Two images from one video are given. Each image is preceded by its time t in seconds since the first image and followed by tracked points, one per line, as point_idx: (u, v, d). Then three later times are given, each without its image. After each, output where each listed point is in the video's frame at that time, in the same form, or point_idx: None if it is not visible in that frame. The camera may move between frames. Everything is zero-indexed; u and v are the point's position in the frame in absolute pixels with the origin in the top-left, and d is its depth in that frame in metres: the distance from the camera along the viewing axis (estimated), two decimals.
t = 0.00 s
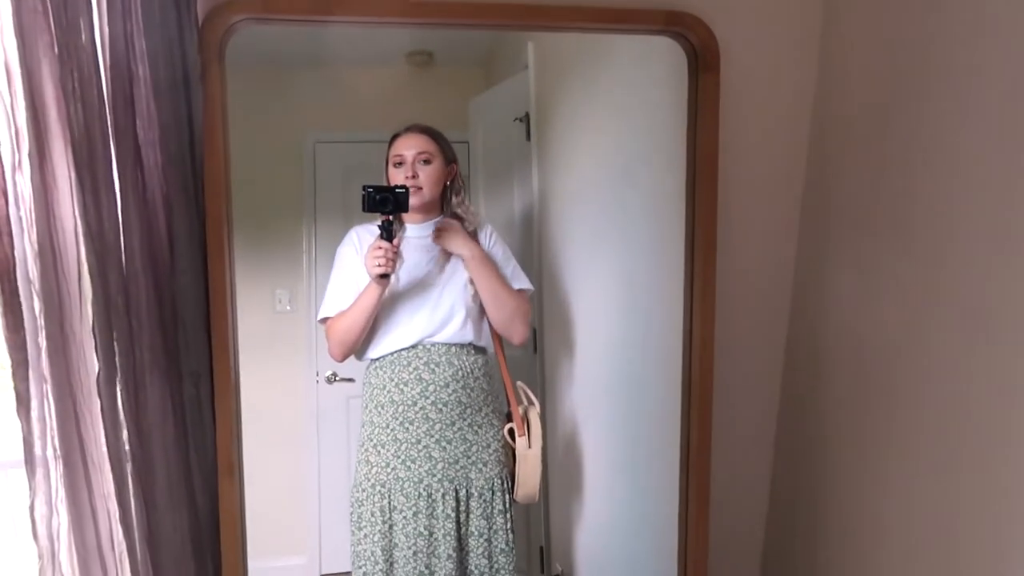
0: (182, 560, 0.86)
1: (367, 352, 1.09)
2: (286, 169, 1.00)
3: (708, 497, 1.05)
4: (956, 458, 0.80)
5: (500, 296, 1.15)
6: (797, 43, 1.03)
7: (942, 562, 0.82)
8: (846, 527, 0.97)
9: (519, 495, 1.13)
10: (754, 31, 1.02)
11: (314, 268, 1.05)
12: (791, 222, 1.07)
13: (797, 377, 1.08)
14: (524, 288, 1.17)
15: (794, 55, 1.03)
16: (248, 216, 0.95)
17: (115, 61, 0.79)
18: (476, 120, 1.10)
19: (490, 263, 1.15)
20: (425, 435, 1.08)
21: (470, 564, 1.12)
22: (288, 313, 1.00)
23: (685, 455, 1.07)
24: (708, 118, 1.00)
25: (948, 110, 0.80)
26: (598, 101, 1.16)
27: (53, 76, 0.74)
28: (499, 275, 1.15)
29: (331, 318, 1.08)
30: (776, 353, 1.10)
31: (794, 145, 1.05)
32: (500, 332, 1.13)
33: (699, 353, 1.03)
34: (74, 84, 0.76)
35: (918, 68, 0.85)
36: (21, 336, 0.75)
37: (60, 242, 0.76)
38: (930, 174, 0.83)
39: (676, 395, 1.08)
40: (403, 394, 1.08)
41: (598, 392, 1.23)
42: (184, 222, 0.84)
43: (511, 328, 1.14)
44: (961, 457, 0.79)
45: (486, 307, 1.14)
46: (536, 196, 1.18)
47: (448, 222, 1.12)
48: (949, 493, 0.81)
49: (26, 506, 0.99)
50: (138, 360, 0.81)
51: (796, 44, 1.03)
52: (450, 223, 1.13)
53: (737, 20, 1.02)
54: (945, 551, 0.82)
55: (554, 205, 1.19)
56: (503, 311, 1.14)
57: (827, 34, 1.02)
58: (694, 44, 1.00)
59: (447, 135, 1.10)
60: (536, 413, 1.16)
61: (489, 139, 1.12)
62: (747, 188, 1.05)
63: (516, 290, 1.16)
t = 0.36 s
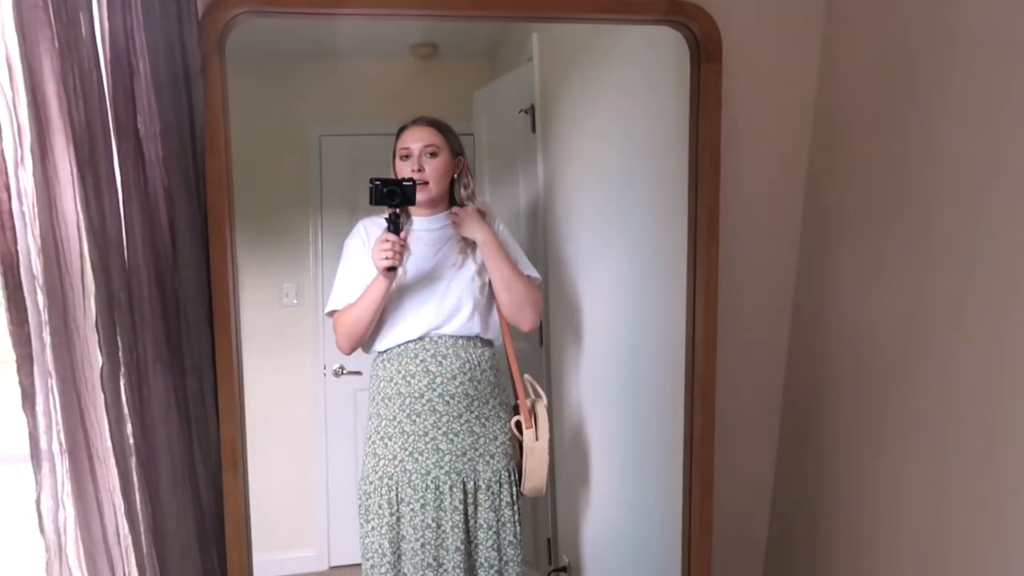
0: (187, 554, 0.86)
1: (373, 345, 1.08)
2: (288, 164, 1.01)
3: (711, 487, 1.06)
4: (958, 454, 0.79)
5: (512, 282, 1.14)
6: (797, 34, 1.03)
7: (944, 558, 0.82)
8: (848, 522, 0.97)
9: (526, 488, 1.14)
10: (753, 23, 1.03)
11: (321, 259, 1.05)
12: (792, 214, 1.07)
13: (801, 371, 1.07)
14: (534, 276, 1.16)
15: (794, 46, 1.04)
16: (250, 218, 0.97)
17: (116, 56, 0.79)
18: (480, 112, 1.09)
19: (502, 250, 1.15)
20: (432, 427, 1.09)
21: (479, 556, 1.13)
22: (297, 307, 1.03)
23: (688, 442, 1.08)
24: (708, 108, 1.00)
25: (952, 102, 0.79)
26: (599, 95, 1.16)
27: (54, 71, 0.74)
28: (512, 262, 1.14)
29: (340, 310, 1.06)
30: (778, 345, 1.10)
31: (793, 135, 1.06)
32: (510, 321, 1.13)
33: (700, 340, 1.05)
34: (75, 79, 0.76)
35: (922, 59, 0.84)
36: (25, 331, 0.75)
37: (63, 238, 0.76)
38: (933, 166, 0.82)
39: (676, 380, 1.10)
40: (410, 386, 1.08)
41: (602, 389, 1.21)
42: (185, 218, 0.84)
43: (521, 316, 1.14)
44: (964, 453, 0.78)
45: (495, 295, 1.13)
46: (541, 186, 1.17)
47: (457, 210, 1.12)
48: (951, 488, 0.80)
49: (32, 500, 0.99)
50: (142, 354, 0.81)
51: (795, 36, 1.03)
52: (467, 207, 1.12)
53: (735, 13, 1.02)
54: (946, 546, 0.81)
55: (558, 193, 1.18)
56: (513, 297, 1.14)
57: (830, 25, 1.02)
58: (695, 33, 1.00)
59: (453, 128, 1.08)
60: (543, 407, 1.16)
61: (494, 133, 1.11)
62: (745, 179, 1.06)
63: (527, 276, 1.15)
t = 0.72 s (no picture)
0: (199, 540, 0.87)
1: (383, 337, 1.08)
2: (298, 156, 1.01)
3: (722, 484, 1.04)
4: (965, 448, 0.79)
5: (523, 276, 1.15)
6: (811, 26, 1.02)
7: (950, 553, 0.81)
8: (855, 517, 0.96)
9: (536, 480, 1.14)
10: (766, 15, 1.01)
11: (330, 253, 1.05)
12: (806, 208, 1.06)
13: (812, 365, 1.06)
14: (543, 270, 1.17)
15: (808, 38, 1.02)
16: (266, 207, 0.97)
17: (128, 46, 0.80)
18: (489, 104, 1.10)
19: (512, 243, 1.16)
20: (442, 419, 1.09)
21: (489, 547, 1.13)
22: (308, 300, 1.03)
23: (701, 438, 1.06)
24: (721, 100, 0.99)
25: (965, 93, 0.78)
26: (609, 84, 1.15)
27: (66, 61, 0.75)
28: (523, 256, 1.16)
29: (348, 304, 1.07)
30: (789, 339, 1.10)
31: (807, 126, 1.05)
32: (522, 313, 1.14)
33: (712, 336, 1.03)
34: (87, 70, 0.76)
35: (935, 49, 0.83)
36: (39, 319, 0.76)
37: (76, 228, 0.77)
38: (944, 158, 0.81)
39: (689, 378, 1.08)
40: (420, 378, 1.09)
41: (610, 379, 1.22)
42: (197, 209, 0.84)
43: (534, 310, 1.15)
44: (970, 447, 0.78)
45: (506, 288, 1.14)
46: (550, 178, 1.18)
47: (465, 202, 1.13)
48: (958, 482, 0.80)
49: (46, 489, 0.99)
50: (154, 344, 0.82)
51: (809, 28, 1.02)
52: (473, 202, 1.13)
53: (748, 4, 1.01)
54: (951, 541, 0.81)
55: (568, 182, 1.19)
56: (526, 293, 1.15)
57: (844, 15, 1.01)
58: (709, 24, 0.98)
59: (462, 121, 1.10)
60: (553, 399, 1.17)
61: (501, 125, 1.12)
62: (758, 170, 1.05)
63: (537, 269, 1.16)
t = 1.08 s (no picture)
0: (234, 531, 0.87)
1: (407, 331, 1.09)
2: (326, 149, 1.00)
3: (756, 475, 1.02)
4: (1003, 449, 0.78)
5: (537, 277, 1.15)
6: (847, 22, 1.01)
7: (984, 555, 0.81)
8: (885, 516, 0.95)
9: (559, 474, 1.14)
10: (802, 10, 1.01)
11: (351, 248, 1.05)
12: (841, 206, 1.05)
13: (845, 364, 1.05)
14: (562, 266, 1.18)
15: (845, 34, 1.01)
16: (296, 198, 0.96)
17: (168, 37, 0.80)
18: (512, 99, 1.11)
19: (521, 244, 1.15)
20: (467, 412, 1.10)
21: (512, 540, 1.13)
22: (327, 291, 1.01)
23: (734, 433, 1.04)
24: (758, 91, 0.97)
25: (1009, 89, 0.77)
26: (626, 76, 1.17)
27: (106, 54, 0.76)
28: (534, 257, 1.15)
29: (371, 298, 1.08)
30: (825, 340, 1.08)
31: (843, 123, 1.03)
32: (542, 312, 1.14)
33: (747, 329, 1.00)
34: (127, 60, 0.76)
35: (978, 44, 0.81)
36: (77, 309, 0.77)
37: (114, 219, 0.77)
38: (987, 155, 0.80)
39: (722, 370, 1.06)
40: (445, 371, 1.09)
41: (633, 371, 1.22)
42: (235, 201, 0.84)
43: (554, 308, 1.15)
44: (1008, 448, 0.77)
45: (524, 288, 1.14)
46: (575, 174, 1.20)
47: (472, 206, 1.12)
48: (993, 483, 0.79)
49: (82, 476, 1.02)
50: (192, 333, 0.82)
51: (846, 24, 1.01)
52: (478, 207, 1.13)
53: None
54: (989, 543, 0.80)
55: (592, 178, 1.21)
56: (543, 295, 1.15)
57: (883, 7, 0.99)
58: (746, 14, 0.96)
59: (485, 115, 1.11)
60: (576, 393, 1.17)
61: (523, 119, 1.13)
62: (793, 167, 1.03)
63: (552, 270, 1.16)
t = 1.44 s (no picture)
0: (239, 522, 0.87)
1: (412, 323, 1.08)
2: (330, 142, 1.00)
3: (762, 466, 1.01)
4: (1007, 444, 0.77)
5: (552, 265, 1.17)
6: (854, 14, 1.00)
7: (988, 549, 0.80)
8: (892, 509, 0.95)
9: (564, 465, 1.14)
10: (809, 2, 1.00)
11: (356, 241, 1.06)
12: (848, 199, 1.04)
13: (852, 357, 1.04)
14: (569, 257, 1.20)
15: (852, 26, 1.01)
16: (299, 188, 0.95)
17: (172, 25, 0.80)
18: (517, 93, 1.12)
19: (540, 232, 1.17)
20: (472, 403, 1.09)
21: (517, 530, 1.13)
22: (332, 284, 1.01)
23: (740, 422, 1.03)
24: (768, 80, 0.95)
25: (1019, 80, 0.76)
26: (630, 71, 1.17)
27: (110, 42, 0.75)
28: (553, 246, 1.17)
29: (376, 292, 1.07)
30: (830, 333, 1.07)
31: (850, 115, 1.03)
32: (550, 302, 1.16)
33: (753, 320, 1.00)
34: (133, 49, 0.76)
35: (987, 35, 0.80)
36: (83, 299, 0.77)
37: (119, 208, 0.77)
38: (996, 148, 0.79)
39: (727, 359, 1.06)
40: (450, 362, 1.09)
41: (637, 365, 1.23)
42: (239, 191, 0.84)
43: (562, 299, 1.17)
44: (1013, 443, 0.77)
45: (533, 278, 1.15)
46: (580, 167, 1.21)
47: (494, 192, 1.15)
48: (998, 478, 0.79)
49: (88, 468, 1.02)
50: (195, 323, 0.82)
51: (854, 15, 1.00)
52: (501, 193, 1.15)
53: None
54: (995, 537, 0.79)
55: (597, 171, 1.22)
56: (555, 283, 1.17)
57: None
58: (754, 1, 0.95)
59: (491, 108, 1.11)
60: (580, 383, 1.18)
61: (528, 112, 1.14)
62: (800, 159, 1.03)
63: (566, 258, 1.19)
